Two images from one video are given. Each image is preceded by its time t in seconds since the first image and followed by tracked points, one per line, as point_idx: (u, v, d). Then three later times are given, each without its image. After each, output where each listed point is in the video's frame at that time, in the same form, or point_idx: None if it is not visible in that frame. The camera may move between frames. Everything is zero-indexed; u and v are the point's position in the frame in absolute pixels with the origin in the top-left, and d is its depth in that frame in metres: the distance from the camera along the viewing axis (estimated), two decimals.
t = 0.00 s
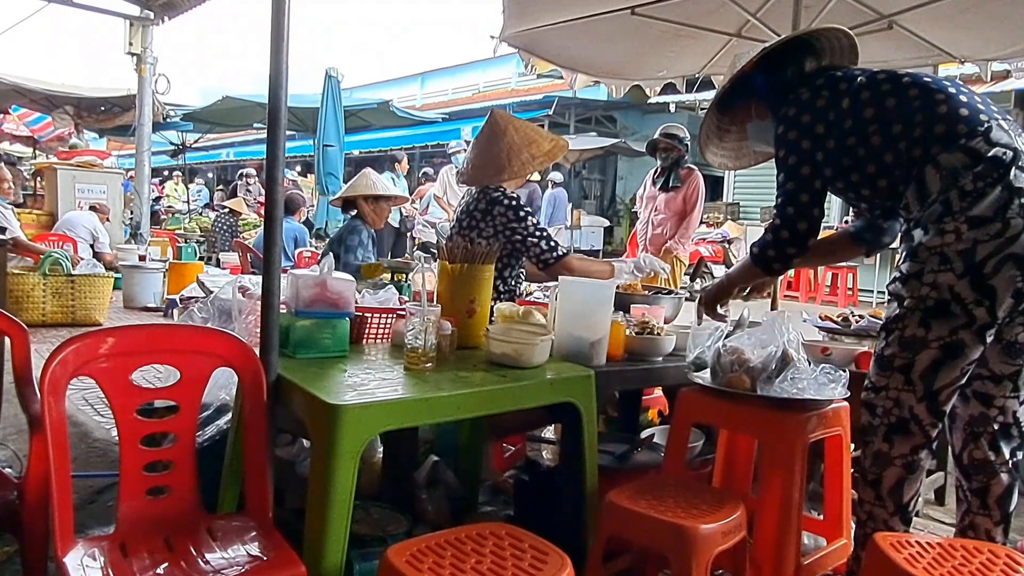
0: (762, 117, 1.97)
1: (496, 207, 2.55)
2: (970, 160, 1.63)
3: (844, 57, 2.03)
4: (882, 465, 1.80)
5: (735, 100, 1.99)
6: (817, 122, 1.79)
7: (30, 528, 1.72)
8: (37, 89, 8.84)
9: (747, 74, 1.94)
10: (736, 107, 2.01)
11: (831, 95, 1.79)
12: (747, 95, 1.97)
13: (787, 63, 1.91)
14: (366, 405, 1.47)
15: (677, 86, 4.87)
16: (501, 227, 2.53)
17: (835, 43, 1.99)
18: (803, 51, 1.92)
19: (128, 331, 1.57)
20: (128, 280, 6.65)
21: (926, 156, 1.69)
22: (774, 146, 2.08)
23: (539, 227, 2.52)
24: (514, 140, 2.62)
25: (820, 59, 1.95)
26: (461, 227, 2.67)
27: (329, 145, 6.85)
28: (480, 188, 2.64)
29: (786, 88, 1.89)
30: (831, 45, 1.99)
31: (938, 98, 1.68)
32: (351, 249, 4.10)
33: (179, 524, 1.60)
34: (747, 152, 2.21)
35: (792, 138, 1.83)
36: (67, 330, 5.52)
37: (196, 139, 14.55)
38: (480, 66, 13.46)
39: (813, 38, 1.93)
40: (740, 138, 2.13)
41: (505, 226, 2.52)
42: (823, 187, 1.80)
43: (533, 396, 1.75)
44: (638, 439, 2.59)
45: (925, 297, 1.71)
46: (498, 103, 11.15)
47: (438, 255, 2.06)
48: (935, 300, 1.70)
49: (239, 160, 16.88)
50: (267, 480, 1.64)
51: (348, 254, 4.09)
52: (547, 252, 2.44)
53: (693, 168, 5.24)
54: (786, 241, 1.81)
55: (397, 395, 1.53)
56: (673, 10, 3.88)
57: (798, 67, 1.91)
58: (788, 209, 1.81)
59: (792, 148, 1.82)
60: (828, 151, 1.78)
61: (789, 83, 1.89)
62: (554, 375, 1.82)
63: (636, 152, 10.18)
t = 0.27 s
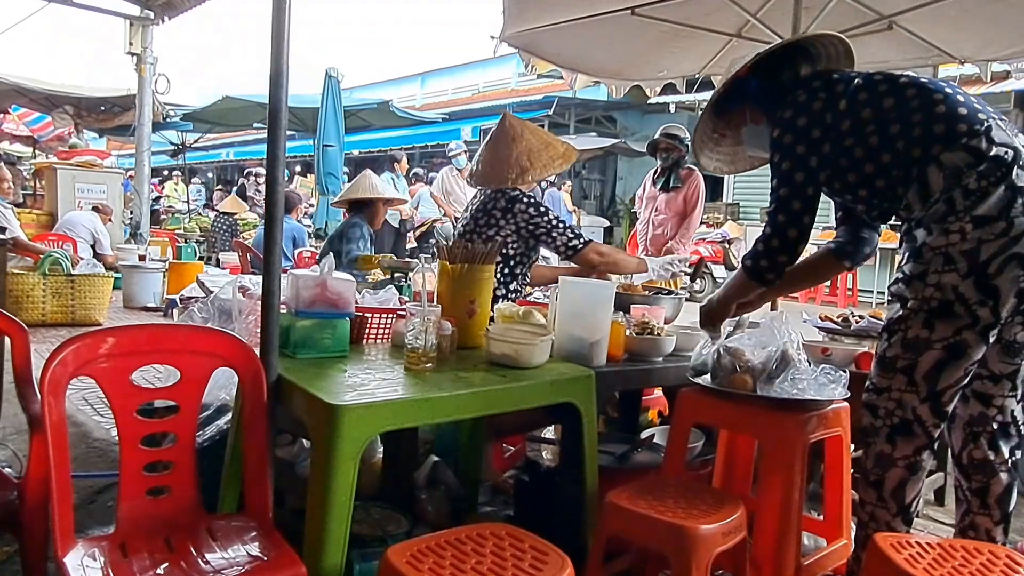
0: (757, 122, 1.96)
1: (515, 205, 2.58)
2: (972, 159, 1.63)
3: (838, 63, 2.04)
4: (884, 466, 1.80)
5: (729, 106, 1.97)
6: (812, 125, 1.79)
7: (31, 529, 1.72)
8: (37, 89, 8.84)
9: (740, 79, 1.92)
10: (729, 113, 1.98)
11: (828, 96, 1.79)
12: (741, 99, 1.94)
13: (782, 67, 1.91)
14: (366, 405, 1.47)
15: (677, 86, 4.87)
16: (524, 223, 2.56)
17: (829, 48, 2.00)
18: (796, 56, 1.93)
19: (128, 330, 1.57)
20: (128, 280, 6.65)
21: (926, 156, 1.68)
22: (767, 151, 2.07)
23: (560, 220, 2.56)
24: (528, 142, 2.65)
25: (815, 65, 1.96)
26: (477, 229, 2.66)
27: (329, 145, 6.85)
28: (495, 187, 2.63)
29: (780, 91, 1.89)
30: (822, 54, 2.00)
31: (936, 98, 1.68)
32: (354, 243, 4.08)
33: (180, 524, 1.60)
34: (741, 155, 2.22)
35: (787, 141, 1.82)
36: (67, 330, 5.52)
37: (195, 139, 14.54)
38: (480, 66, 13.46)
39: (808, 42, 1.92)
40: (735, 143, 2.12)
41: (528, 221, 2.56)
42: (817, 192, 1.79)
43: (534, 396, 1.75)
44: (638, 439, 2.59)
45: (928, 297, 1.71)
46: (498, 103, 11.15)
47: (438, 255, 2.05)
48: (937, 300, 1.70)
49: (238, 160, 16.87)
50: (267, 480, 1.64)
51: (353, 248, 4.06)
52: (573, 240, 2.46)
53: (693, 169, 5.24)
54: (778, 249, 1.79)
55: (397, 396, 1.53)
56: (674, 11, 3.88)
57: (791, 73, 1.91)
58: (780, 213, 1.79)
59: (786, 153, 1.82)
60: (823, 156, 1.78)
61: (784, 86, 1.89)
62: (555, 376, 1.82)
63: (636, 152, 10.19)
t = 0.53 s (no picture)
0: (754, 125, 1.96)
1: (522, 203, 2.56)
2: (970, 159, 1.63)
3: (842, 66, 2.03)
4: (884, 467, 1.80)
5: (726, 107, 1.98)
6: (807, 123, 1.78)
7: (30, 529, 1.72)
8: (37, 89, 8.84)
9: (738, 82, 1.92)
10: (727, 113, 1.99)
11: (826, 96, 1.78)
12: (738, 100, 1.95)
13: (780, 72, 1.91)
14: (367, 406, 1.47)
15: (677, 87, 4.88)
16: (533, 220, 2.54)
17: (829, 51, 1.99)
18: (798, 60, 1.92)
19: (129, 331, 1.57)
20: (128, 280, 6.65)
21: (924, 156, 1.68)
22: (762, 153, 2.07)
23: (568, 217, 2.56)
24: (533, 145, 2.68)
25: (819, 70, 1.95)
26: (483, 229, 2.62)
27: (329, 145, 6.85)
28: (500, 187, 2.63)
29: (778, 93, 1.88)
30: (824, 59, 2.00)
31: (933, 98, 1.68)
32: (359, 242, 4.07)
33: (180, 525, 1.60)
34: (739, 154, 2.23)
35: (779, 137, 1.81)
36: (67, 330, 5.52)
37: (196, 139, 14.55)
38: (480, 67, 13.47)
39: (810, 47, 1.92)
40: (733, 142, 2.13)
41: (535, 218, 2.54)
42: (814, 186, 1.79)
43: (534, 397, 1.75)
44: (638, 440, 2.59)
45: (927, 297, 1.71)
46: (498, 103, 11.16)
47: (438, 255, 2.05)
48: (936, 300, 1.70)
49: (239, 160, 16.88)
50: (267, 481, 1.63)
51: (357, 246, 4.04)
52: (582, 232, 2.46)
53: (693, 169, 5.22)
54: (772, 233, 1.80)
55: (397, 397, 1.53)
56: (674, 12, 3.88)
57: (789, 75, 1.91)
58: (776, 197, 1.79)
59: (776, 148, 1.81)
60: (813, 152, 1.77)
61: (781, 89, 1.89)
62: (555, 376, 1.82)
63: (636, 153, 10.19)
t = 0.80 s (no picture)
0: (757, 118, 1.98)
1: (503, 201, 2.59)
2: (970, 160, 1.63)
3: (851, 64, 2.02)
4: (884, 469, 1.80)
5: (732, 99, 2.00)
6: (807, 120, 1.78)
7: (31, 530, 1.72)
8: (37, 89, 8.84)
9: (744, 73, 1.93)
10: (733, 104, 2.01)
11: (828, 94, 1.78)
12: (743, 93, 1.96)
13: (788, 66, 1.90)
14: (367, 407, 1.47)
15: (677, 88, 4.87)
16: (513, 218, 2.58)
17: (839, 50, 1.98)
18: (807, 56, 1.91)
19: (129, 331, 1.57)
20: (128, 280, 6.65)
21: (925, 156, 1.68)
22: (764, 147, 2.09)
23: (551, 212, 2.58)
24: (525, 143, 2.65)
25: (827, 64, 1.93)
26: (469, 228, 2.67)
27: (329, 145, 6.85)
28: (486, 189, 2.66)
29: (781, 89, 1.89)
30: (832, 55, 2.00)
31: (936, 98, 1.68)
32: (371, 245, 4.12)
33: (180, 525, 1.60)
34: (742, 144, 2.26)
35: (779, 133, 1.82)
36: (67, 330, 5.52)
37: (196, 139, 14.55)
38: (480, 67, 13.49)
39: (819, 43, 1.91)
40: (738, 132, 2.16)
41: (516, 217, 2.57)
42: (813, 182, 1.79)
43: (534, 398, 1.75)
44: (638, 441, 2.59)
45: (925, 299, 1.71)
46: (498, 104, 11.16)
47: (439, 254, 2.05)
48: (935, 301, 1.70)
49: (239, 160, 16.88)
50: (268, 481, 1.63)
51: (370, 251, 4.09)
52: (561, 232, 2.50)
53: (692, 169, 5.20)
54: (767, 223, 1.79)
55: (398, 397, 1.53)
56: (674, 12, 3.88)
57: (797, 70, 1.90)
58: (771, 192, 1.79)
59: (774, 143, 1.81)
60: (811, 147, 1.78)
61: (784, 83, 1.89)
62: (555, 377, 1.82)
63: (636, 153, 10.20)
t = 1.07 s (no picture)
0: (762, 115, 1.96)
1: (491, 201, 2.57)
2: (974, 161, 1.63)
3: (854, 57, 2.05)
4: (885, 470, 1.80)
5: (738, 96, 2.00)
6: (820, 116, 1.78)
7: (31, 531, 1.71)
8: (37, 89, 8.83)
9: (748, 70, 1.93)
10: (739, 101, 2.01)
11: (837, 90, 1.78)
12: (750, 91, 1.96)
13: (794, 62, 1.90)
14: (368, 407, 1.46)
15: (677, 88, 4.86)
16: (496, 219, 2.54)
17: (844, 44, 1.99)
18: (813, 53, 1.92)
19: (130, 332, 1.57)
20: (128, 280, 6.65)
21: (929, 156, 1.67)
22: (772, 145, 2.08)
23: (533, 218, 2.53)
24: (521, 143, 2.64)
25: (832, 60, 1.94)
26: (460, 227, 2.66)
27: (329, 146, 6.85)
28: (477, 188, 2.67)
29: (788, 86, 1.89)
30: (840, 50, 2.00)
31: (943, 98, 1.67)
32: (382, 251, 4.19)
33: (180, 526, 1.60)
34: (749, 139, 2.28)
35: (794, 130, 1.80)
36: (67, 330, 5.52)
37: (196, 139, 14.55)
38: (480, 67, 13.50)
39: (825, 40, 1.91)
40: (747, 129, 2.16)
41: (499, 217, 2.53)
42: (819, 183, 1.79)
43: (534, 399, 1.75)
44: (638, 442, 2.58)
45: (927, 300, 1.71)
46: (499, 104, 11.16)
47: (439, 254, 2.05)
48: (936, 303, 1.70)
49: (239, 160, 16.88)
50: (268, 481, 1.63)
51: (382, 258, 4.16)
52: (536, 242, 2.48)
53: (691, 170, 5.19)
54: (773, 232, 1.81)
55: (398, 398, 1.53)
56: (675, 13, 3.88)
57: (806, 66, 1.90)
58: (780, 202, 1.80)
59: (790, 141, 1.81)
60: (827, 148, 1.77)
61: (793, 79, 1.89)
62: (555, 378, 1.81)
63: (636, 153, 10.20)
